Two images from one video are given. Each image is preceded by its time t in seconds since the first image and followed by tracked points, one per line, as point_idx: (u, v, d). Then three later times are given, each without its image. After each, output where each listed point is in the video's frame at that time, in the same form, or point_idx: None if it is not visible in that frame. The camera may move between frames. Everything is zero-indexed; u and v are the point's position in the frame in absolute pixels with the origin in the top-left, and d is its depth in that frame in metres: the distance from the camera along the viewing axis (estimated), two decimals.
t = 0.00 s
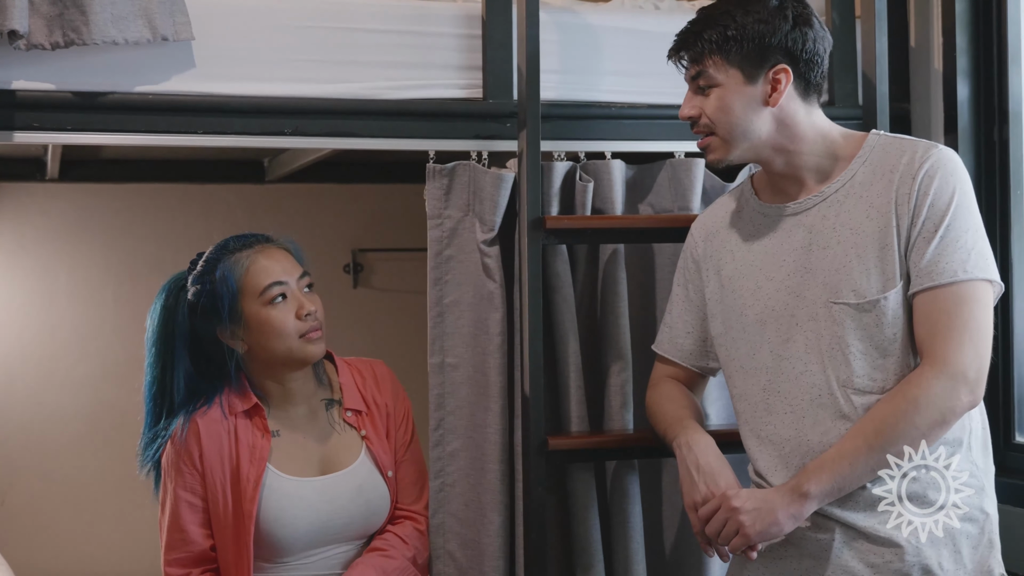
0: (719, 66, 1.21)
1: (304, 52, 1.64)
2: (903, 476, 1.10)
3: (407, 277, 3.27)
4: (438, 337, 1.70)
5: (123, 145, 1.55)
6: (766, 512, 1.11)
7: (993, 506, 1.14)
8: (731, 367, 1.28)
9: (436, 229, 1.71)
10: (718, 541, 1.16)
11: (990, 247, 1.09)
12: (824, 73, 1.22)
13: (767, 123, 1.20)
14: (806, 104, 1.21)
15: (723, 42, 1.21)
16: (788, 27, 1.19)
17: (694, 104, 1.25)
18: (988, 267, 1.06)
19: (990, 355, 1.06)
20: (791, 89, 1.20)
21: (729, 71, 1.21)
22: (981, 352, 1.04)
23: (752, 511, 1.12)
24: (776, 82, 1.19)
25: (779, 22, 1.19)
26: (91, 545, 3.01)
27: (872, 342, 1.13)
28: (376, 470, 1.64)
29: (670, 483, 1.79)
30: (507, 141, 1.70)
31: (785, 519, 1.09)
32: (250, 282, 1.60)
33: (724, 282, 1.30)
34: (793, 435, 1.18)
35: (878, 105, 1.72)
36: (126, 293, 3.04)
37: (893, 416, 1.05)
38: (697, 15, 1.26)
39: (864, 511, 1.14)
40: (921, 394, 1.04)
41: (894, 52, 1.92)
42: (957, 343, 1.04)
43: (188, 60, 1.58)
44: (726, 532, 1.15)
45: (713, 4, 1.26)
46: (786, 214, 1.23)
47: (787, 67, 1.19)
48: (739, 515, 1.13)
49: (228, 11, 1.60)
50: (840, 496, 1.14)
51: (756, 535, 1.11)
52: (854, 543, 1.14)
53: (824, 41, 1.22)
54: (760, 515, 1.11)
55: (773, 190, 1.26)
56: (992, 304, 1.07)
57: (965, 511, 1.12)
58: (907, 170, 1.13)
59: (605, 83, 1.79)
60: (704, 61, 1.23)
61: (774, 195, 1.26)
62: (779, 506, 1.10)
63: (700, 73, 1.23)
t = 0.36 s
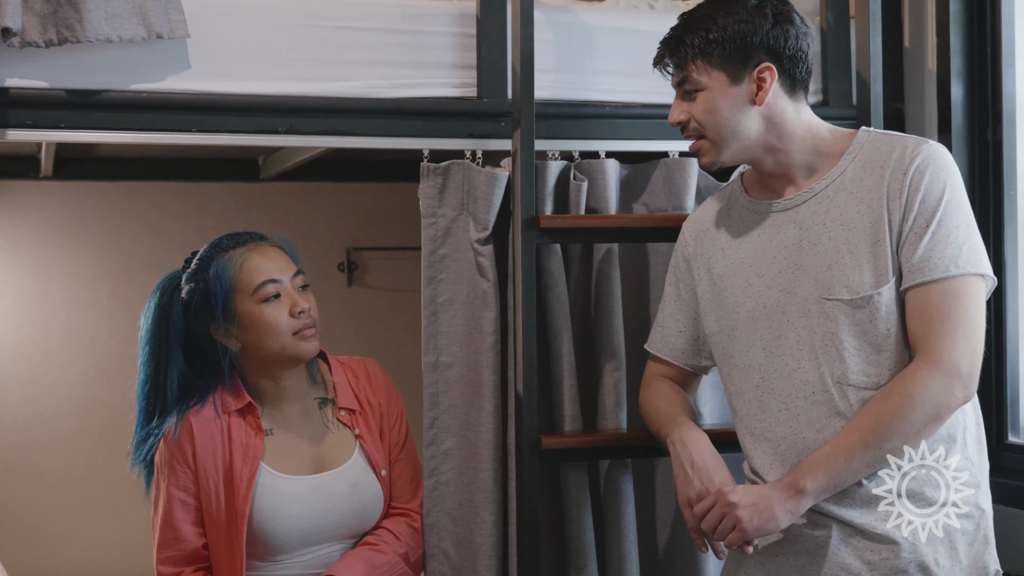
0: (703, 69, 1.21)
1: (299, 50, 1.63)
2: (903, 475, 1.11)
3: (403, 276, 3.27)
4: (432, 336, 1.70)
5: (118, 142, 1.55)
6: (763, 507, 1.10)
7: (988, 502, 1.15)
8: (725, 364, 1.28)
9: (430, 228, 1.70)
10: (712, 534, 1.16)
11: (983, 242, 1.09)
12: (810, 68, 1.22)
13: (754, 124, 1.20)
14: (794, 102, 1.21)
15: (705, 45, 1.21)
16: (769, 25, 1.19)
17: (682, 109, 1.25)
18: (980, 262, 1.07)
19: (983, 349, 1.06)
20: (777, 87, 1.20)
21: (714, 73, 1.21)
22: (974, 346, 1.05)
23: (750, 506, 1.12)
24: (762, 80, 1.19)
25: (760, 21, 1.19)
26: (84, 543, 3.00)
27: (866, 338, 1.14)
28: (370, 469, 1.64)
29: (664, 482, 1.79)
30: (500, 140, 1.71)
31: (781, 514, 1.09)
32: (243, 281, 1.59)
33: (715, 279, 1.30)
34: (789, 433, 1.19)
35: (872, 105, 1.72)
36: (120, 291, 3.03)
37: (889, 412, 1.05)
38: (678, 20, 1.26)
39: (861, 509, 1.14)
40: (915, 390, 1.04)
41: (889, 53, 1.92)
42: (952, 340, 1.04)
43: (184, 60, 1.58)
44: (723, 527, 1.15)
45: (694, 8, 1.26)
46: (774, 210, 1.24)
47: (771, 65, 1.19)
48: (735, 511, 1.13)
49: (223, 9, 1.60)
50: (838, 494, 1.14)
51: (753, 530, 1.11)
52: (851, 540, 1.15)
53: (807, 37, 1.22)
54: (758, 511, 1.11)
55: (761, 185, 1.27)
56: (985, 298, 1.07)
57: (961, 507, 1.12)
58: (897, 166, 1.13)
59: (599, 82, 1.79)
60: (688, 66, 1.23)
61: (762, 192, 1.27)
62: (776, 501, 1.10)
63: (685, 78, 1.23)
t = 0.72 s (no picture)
0: (677, 77, 1.22)
1: (292, 50, 1.63)
2: (903, 475, 1.12)
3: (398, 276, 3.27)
4: (425, 336, 1.70)
5: (112, 142, 1.55)
6: (759, 508, 1.10)
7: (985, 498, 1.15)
8: (719, 366, 1.29)
9: (423, 228, 1.71)
10: (708, 537, 1.16)
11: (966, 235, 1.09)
12: (785, 67, 1.22)
13: (733, 128, 1.21)
14: (771, 102, 1.21)
15: (677, 53, 1.21)
16: (740, 29, 1.19)
17: (660, 118, 1.26)
18: (964, 255, 1.06)
19: (972, 343, 1.06)
20: (753, 89, 1.20)
21: (688, 81, 1.21)
22: (961, 341, 1.05)
23: (746, 508, 1.12)
24: (736, 85, 1.19)
25: (729, 26, 1.19)
26: (77, 543, 3.00)
27: (854, 338, 1.14)
28: (363, 471, 1.65)
29: (657, 484, 1.79)
30: (494, 140, 1.70)
31: (777, 514, 1.09)
32: (233, 280, 1.60)
33: (701, 282, 1.30)
34: (784, 435, 1.19)
35: (865, 107, 1.73)
36: (115, 291, 3.03)
37: (879, 412, 1.05)
38: (649, 29, 1.26)
39: (860, 509, 1.14)
40: (903, 389, 1.04)
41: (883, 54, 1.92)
42: (938, 336, 1.04)
43: (181, 62, 1.58)
44: (720, 530, 1.14)
45: (665, 15, 1.26)
46: (760, 211, 1.24)
47: (745, 69, 1.19)
48: (733, 513, 1.12)
49: (216, 9, 1.60)
50: (836, 495, 1.15)
51: (750, 531, 1.11)
52: (851, 540, 1.15)
53: (780, 37, 1.22)
54: (754, 512, 1.11)
55: (746, 187, 1.27)
56: (971, 291, 1.07)
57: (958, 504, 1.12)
58: (875, 162, 1.13)
59: (592, 83, 1.79)
60: (662, 75, 1.23)
61: (747, 194, 1.27)
62: (771, 501, 1.10)
63: (661, 87, 1.24)
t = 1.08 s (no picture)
0: (675, 75, 1.21)
1: (290, 51, 1.63)
2: (903, 474, 1.12)
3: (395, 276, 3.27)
4: (422, 337, 1.70)
5: (110, 143, 1.55)
6: (749, 507, 1.10)
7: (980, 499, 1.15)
8: (717, 367, 1.29)
9: (421, 229, 1.70)
10: (698, 533, 1.15)
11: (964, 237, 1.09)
12: (781, 64, 1.22)
13: (731, 125, 1.20)
14: (768, 100, 1.22)
15: (675, 51, 1.20)
16: (737, 25, 1.19)
17: (658, 117, 1.25)
18: (961, 257, 1.06)
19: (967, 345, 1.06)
20: (751, 87, 1.20)
21: (686, 79, 1.20)
22: (956, 342, 1.05)
23: (737, 507, 1.11)
24: (735, 81, 1.19)
25: (727, 22, 1.18)
26: (75, 543, 3.00)
27: (849, 340, 1.14)
28: (359, 472, 1.65)
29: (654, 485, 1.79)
30: (493, 141, 1.70)
31: (768, 513, 1.09)
32: (230, 282, 1.59)
33: (698, 283, 1.31)
34: (780, 436, 1.19)
35: (863, 109, 1.73)
36: (113, 290, 3.03)
37: (870, 414, 1.06)
38: (644, 29, 1.25)
39: (856, 511, 1.14)
40: (898, 390, 1.05)
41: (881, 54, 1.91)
42: (934, 338, 1.04)
43: (178, 62, 1.58)
44: (711, 527, 1.14)
45: (659, 15, 1.25)
46: (757, 212, 1.24)
47: (744, 65, 1.18)
48: (723, 512, 1.11)
49: (214, 9, 1.59)
50: (831, 497, 1.15)
51: (740, 530, 1.10)
52: (848, 542, 1.15)
53: (775, 34, 1.22)
54: (744, 511, 1.10)
55: (742, 187, 1.27)
56: (966, 292, 1.07)
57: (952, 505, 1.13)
58: (871, 163, 1.13)
59: (590, 84, 1.79)
60: (660, 73, 1.22)
61: (744, 194, 1.27)
62: (762, 501, 1.09)
63: (659, 86, 1.22)
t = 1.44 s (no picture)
0: (724, 64, 1.20)
1: (290, 53, 1.63)
2: (903, 474, 1.12)
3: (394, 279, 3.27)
4: (421, 340, 1.70)
5: (109, 145, 1.55)
6: (728, 511, 1.10)
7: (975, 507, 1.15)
8: (717, 364, 1.29)
9: (420, 231, 1.70)
10: (681, 533, 1.17)
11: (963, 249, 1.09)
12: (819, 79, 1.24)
13: (763, 125, 1.20)
14: (802, 107, 1.22)
15: (730, 40, 1.19)
16: (794, 31, 1.18)
17: (693, 100, 1.24)
18: (958, 267, 1.06)
19: (957, 356, 1.05)
20: (791, 93, 1.20)
21: (734, 71, 1.19)
22: (945, 349, 1.04)
23: (715, 511, 1.12)
24: (779, 86, 1.19)
25: (785, 25, 1.18)
26: (71, 545, 2.99)
27: (849, 340, 1.13)
28: (357, 474, 1.64)
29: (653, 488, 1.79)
30: (492, 144, 1.70)
31: (747, 515, 1.09)
32: (230, 286, 1.59)
33: (700, 281, 1.31)
34: (774, 433, 1.19)
35: (862, 111, 1.73)
36: (111, 292, 3.02)
37: (855, 412, 1.05)
38: (702, 6, 1.23)
39: (848, 514, 1.14)
40: (883, 392, 1.04)
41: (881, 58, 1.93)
42: (922, 341, 1.04)
43: (176, 64, 1.57)
44: (691, 528, 1.15)
45: None
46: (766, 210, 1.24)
47: (790, 72, 1.19)
48: (701, 516, 1.13)
49: (213, 11, 1.59)
50: (824, 499, 1.14)
51: (719, 533, 1.11)
52: (839, 545, 1.14)
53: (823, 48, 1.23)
54: (723, 515, 1.11)
55: (749, 185, 1.27)
56: (963, 305, 1.07)
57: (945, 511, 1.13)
58: (885, 167, 1.13)
59: (589, 86, 1.79)
60: (710, 57, 1.20)
61: (751, 192, 1.27)
62: (741, 504, 1.09)
63: (704, 69, 1.21)
